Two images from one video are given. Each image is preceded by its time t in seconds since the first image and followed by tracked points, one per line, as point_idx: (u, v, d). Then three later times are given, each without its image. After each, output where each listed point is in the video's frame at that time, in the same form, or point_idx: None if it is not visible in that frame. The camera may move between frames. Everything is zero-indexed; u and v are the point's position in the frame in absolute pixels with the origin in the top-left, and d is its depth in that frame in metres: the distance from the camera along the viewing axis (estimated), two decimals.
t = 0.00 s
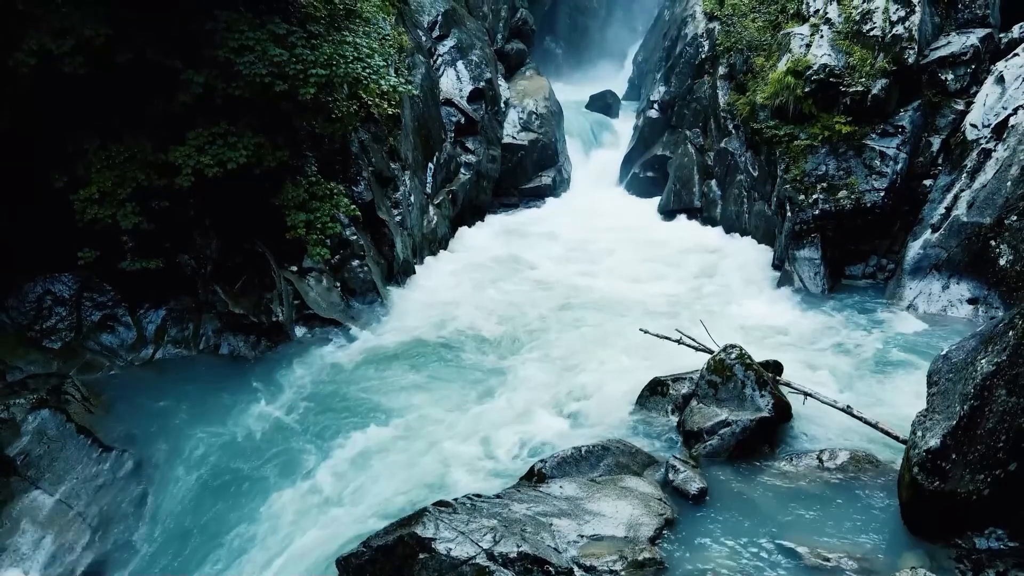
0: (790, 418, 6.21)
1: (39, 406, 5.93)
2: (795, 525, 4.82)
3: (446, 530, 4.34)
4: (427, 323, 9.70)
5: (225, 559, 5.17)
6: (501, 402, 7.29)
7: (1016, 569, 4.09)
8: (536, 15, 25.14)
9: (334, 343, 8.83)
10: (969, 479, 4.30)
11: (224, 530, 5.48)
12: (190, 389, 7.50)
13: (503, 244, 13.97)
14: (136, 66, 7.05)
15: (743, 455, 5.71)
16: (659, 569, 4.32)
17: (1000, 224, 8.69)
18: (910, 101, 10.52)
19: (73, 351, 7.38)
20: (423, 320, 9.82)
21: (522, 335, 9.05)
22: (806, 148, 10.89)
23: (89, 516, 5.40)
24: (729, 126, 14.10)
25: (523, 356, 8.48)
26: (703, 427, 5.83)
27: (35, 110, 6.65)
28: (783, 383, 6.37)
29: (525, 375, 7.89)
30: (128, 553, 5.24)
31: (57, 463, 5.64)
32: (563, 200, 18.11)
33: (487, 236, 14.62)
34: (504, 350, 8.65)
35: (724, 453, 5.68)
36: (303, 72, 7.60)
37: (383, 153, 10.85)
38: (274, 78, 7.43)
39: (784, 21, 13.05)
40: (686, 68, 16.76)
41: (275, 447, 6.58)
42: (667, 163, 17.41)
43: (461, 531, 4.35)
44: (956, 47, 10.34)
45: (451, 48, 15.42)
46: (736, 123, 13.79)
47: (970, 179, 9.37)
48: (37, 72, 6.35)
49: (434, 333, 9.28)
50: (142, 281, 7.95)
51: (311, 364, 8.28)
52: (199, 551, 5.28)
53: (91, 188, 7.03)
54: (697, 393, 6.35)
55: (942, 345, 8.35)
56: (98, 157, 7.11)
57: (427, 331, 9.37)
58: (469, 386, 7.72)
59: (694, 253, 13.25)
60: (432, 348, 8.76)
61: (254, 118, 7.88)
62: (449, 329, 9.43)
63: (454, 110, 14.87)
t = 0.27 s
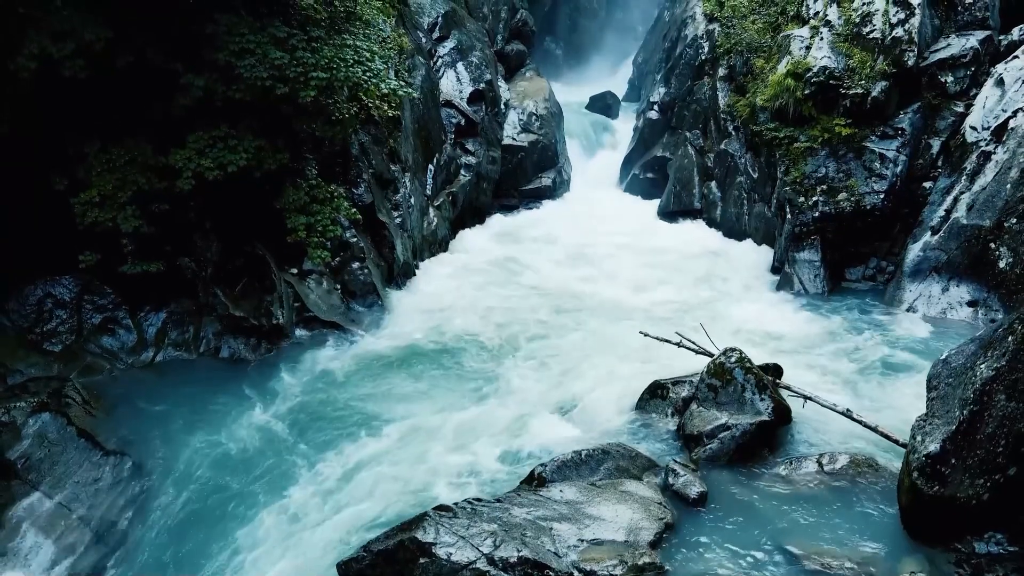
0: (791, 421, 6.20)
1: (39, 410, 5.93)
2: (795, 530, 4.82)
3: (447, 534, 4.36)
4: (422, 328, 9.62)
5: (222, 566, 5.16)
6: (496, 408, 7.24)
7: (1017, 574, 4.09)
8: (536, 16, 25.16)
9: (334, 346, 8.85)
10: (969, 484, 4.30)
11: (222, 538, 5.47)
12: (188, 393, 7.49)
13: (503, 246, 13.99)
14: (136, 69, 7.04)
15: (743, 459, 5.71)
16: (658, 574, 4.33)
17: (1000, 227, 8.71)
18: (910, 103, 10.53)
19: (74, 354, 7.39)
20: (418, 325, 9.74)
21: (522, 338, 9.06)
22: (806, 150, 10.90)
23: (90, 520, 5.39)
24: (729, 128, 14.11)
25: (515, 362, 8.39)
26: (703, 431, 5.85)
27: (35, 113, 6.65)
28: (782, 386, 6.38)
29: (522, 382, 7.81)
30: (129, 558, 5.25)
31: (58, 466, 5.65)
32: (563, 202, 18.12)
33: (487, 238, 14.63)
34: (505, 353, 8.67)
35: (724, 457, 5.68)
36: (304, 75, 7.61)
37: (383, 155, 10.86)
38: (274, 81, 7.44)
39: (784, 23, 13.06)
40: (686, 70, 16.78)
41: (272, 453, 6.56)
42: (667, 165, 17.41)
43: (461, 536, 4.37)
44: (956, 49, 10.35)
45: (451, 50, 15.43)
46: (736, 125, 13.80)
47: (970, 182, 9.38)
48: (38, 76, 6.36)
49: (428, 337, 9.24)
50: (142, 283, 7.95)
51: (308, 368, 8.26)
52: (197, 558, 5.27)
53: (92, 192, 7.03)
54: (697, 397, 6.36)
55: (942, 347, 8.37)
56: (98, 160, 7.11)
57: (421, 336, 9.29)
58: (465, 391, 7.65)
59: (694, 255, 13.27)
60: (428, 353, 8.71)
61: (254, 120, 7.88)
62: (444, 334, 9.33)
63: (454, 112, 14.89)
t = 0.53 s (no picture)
0: (791, 424, 6.20)
1: (40, 412, 5.94)
2: (794, 533, 4.82)
3: (447, 538, 4.36)
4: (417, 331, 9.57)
5: (220, 569, 5.15)
6: (492, 413, 7.21)
7: None
8: (536, 17, 25.17)
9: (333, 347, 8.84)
10: (968, 487, 4.32)
11: (220, 542, 5.46)
12: (187, 396, 7.47)
13: (503, 248, 13.99)
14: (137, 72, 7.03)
15: (743, 462, 5.72)
16: None
17: (1000, 229, 8.72)
18: (910, 105, 10.54)
19: (74, 356, 7.39)
20: (413, 328, 9.67)
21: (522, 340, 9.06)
22: (806, 152, 10.91)
23: (90, 522, 5.40)
24: (729, 129, 14.11)
25: (504, 368, 8.32)
26: (703, 433, 5.84)
27: (35, 116, 6.66)
28: (783, 389, 6.37)
29: (520, 389, 7.75)
30: (129, 560, 5.26)
31: (59, 469, 5.66)
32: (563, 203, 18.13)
33: (487, 240, 14.64)
34: (505, 355, 8.67)
35: (724, 459, 5.69)
36: (304, 78, 7.63)
37: (383, 157, 10.86)
38: (275, 84, 7.47)
39: (784, 25, 13.07)
40: (686, 71, 16.78)
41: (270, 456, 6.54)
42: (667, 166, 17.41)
43: (462, 539, 4.37)
44: (956, 51, 10.35)
45: (451, 51, 15.44)
46: (736, 126, 13.80)
47: (970, 183, 9.39)
48: (38, 79, 6.36)
49: (422, 341, 9.20)
50: (143, 285, 7.96)
51: (306, 371, 8.23)
52: (194, 562, 5.26)
53: (94, 194, 7.06)
54: (697, 399, 6.36)
55: (942, 349, 8.38)
56: (99, 163, 7.12)
57: (414, 340, 9.23)
58: (461, 398, 7.61)
59: (694, 257, 13.28)
60: (424, 357, 8.67)
61: (255, 123, 7.91)
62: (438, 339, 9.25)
63: (454, 113, 14.90)
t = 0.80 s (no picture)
0: (790, 427, 6.22)
1: (41, 415, 5.96)
2: (794, 536, 4.83)
3: (447, 542, 4.37)
4: (412, 336, 9.50)
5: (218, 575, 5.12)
6: (489, 417, 7.17)
7: None
8: (536, 17, 25.18)
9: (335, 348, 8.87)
10: (968, 491, 4.33)
11: (218, 546, 5.43)
12: (186, 400, 7.46)
13: (503, 249, 14.00)
14: (137, 75, 7.04)
15: (743, 465, 5.73)
16: None
17: (1000, 231, 8.72)
18: (910, 107, 10.55)
19: (75, 359, 7.40)
20: (408, 333, 9.59)
21: (522, 343, 9.08)
22: (806, 154, 10.92)
23: (91, 525, 5.40)
24: (729, 130, 14.12)
25: (494, 372, 8.25)
26: (703, 436, 5.84)
27: (35, 121, 6.67)
28: (782, 391, 6.37)
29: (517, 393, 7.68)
30: (131, 563, 5.27)
31: (59, 472, 5.65)
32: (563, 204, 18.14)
33: (487, 241, 14.66)
34: (505, 357, 8.68)
35: (724, 462, 5.70)
36: (305, 80, 7.65)
37: (383, 158, 10.87)
38: (276, 87, 7.48)
39: (784, 26, 13.08)
40: (686, 72, 16.78)
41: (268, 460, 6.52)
42: (667, 167, 17.43)
43: (462, 543, 4.37)
44: (956, 53, 10.35)
45: (451, 52, 15.44)
46: (736, 127, 13.80)
47: (970, 185, 9.39)
48: (38, 81, 6.37)
49: (418, 345, 9.16)
50: (143, 287, 7.97)
51: (304, 375, 8.20)
52: (192, 568, 5.23)
53: (94, 197, 7.07)
54: (697, 402, 6.36)
55: (942, 351, 8.39)
56: (99, 166, 7.13)
57: (409, 345, 9.18)
58: (459, 400, 7.56)
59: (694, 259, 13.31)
60: (421, 361, 8.62)
61: (257, 125, 7.94)
62: (433, 344, 9.19)
63: (454, 114, 14.90)
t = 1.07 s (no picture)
0: (790, 429, 6.26)
1: (41, 418, 5.96)
2: (794, 540, 4.84)
3: (447, 546, 4.38)
4: (402, 344, 9.38)
5: None
6: (485, 424, 7.13)
7: None
8: (536, 18, 25.20)
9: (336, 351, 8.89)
10: (967, 496, 4.33)
11: (215, 553, 5.42)
12: (186, 404, 7.45)
13: (503, 251, 14.01)
14: (138, 78, 7.06)
15: (743, 468, 5.75)
16: None
17: (999, 234, 8.71)
18: (909, 109, 10.55)
19: (75, 361, 7.41)
20: (401, 340, 9.50)
21: (522, 345, 9.10)
22: (805, 156, 10.94)
23: (92, 528, 5.41)
24: (729, 131, 14.13)
25: (483, 380, 8.17)
26: (703, 440, 5.84)
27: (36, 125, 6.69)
28: (782, 395, 6.38)
29: (509, 402, 7.58)
30: (131, 567, 5.28)
31: (60, 475, 5.66)
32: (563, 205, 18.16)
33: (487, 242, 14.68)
34: (505, 360, 8.69)
35: (724, 465, 5.71)
36: (305, 83, 7.67)
37: (383, 160, 10.88)
38: (276, 90, 7.49)
39: (784, 28, 13.10)
40: (686, 73, 16.79)
41: (268, 466, 6.51)
42: (667, 168, 17.45)
43: (462, 547, 4.38)
44: (955, 55, 10.36)
45: (451, 53, 15.45)
46: (736, 129, 13.81)
47: (970, 188, 9.40)
48: (38, 85, 6.38)
49: (412, 351, 9.09)
50: (144, 290, 7.99)
51: (303, 381, 8.18)
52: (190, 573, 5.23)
53: (94, 200, 7.08)
54: (697, 405, 6.36)
55: (941, 354, 8.39)
56: (100, 169, 7.14)
57: (402, 351, 9.10)
58: (453, 408, 7.49)
59: (694, 261, 13.32)
60: (415, 368, 8.56)
61: (257, 128, 7.95)
62: (425, 352, 9.09)
63: (454, 116, 14.91)
